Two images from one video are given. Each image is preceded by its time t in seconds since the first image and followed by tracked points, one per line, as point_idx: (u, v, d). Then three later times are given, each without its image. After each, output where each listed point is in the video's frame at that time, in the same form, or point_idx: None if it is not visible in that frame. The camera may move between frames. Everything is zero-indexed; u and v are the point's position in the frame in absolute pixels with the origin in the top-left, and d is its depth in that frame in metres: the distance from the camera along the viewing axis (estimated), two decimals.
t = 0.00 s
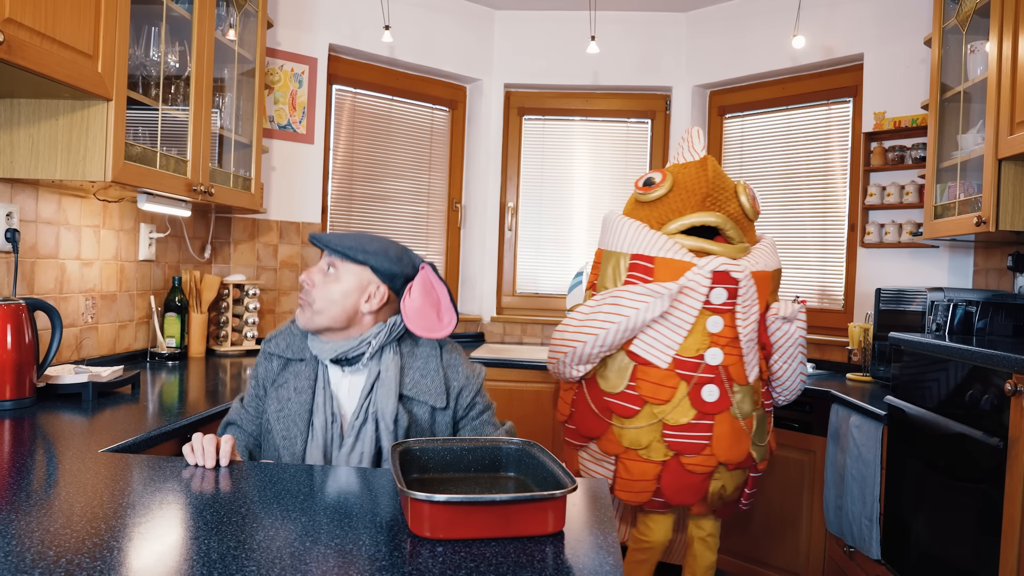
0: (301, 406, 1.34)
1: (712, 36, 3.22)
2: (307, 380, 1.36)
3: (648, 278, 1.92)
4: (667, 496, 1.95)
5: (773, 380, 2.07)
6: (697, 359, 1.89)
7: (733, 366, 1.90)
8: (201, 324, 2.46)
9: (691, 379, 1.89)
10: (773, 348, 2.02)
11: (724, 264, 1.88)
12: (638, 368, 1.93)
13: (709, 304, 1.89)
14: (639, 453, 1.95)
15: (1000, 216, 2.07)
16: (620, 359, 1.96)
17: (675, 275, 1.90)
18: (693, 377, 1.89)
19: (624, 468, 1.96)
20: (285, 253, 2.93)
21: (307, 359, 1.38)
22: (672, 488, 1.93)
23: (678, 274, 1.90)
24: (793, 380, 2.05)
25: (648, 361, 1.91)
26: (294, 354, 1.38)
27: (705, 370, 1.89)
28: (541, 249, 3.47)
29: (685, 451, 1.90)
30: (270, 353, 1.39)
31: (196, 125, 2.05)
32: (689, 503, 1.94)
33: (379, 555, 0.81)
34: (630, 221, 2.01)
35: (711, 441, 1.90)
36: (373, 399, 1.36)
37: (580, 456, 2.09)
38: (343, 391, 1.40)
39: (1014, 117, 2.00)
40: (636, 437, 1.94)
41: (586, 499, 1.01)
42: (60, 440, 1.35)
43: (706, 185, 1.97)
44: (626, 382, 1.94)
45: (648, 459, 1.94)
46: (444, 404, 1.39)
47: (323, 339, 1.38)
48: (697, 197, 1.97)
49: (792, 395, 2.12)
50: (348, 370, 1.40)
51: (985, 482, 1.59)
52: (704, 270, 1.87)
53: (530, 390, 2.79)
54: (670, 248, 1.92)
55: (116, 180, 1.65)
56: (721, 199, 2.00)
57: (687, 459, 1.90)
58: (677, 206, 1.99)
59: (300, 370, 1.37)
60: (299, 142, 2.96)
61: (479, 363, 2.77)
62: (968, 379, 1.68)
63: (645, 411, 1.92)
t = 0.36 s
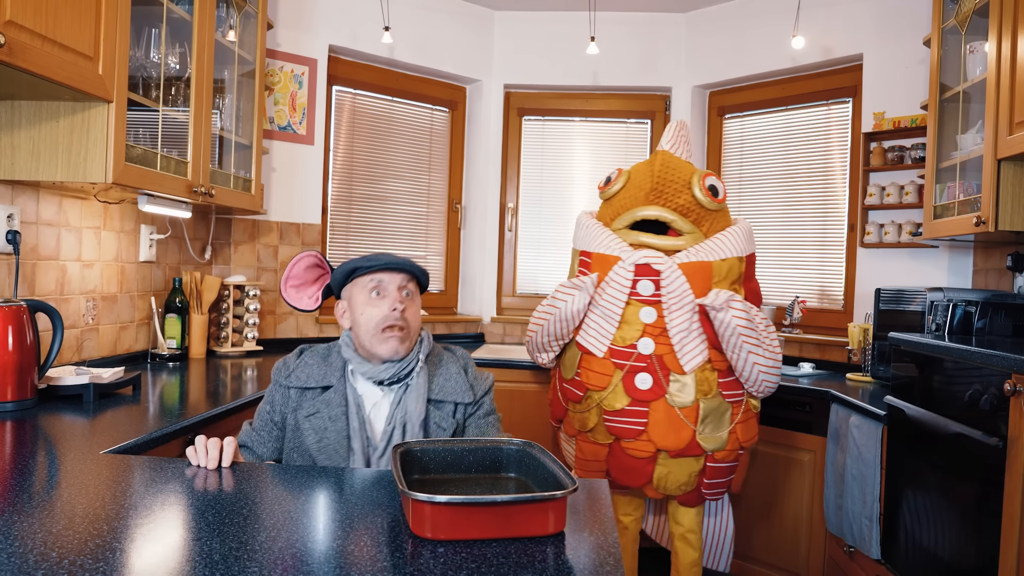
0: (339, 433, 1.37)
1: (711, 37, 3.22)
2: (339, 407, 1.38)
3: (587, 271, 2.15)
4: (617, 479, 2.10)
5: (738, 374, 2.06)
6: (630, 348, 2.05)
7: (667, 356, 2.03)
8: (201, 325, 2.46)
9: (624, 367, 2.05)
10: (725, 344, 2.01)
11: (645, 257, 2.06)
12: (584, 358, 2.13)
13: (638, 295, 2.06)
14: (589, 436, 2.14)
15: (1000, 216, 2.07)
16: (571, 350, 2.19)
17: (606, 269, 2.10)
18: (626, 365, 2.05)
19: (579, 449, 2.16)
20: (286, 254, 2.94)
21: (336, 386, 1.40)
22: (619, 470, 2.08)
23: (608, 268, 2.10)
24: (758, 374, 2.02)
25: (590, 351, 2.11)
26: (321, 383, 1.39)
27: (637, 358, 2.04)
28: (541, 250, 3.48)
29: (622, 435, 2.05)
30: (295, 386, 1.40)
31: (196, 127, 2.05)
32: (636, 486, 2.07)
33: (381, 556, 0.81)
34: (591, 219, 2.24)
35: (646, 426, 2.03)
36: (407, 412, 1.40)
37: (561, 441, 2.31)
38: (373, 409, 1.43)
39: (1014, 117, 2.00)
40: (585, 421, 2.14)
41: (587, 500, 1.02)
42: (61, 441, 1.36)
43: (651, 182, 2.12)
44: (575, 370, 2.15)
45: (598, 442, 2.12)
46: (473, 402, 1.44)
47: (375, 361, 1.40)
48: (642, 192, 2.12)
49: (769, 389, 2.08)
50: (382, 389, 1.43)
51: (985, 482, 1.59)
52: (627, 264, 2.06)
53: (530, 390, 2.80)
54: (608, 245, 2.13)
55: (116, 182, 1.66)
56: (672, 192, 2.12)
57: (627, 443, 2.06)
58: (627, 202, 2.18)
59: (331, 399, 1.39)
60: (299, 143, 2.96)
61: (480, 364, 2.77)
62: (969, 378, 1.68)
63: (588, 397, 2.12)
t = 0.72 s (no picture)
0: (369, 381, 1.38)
1: (711, 37, 3.22)
2: (367, 356, 1.40)
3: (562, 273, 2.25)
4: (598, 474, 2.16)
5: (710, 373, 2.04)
6: (596, 347, 2.10)
7: (629, 356, 2.05)
8: (201, 326, 2.46)
9: (591, 366, 2.11)
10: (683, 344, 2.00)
11: (602, 259, 2.09)
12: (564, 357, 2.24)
13: (600, 296, 2.09)
14: (571, 433, 2.22)
15: (999, 216, 2.07)
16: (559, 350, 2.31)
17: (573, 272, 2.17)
18: (592, 364, 2.11)
19: (564, 446, 2.24)
20: (286, 255, 2.94)
21: (362, 336, 1.41)
22: (597, 466, 2.15)
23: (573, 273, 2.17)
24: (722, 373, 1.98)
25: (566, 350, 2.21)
26: (345, 333, 1.40)
27: (602, 358, 2.09)
28: (541, 250, 3.48)
29: (594, 432, 2.11)
30: (320, 338, 1.40)
31: (196, 129, 2.05)
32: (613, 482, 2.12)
33: (381, 557, 0.81)
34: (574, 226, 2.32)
35: (613, 423, 2.08)
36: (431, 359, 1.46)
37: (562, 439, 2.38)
38: (391, 360, 1.47)
39: (1013, 117, 2.00)
40: (566, 418, 2.22)
41: (587, 500, 1.02)
42: (61, 442, 1.36)
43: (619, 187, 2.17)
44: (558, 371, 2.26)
45: (578, 439, 2.20)
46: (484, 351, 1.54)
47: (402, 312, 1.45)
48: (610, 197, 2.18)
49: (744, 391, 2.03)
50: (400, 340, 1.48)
51: (985, 482, 1.59)
52: (585, 268, 2.11)
53: (530, 390, 2.80)
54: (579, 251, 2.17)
55: (116, 183, 1.66)
56: (636, 197, 2.15)
57: (599, 440, 2.11)
58: (599, 208, 2.23)
59: (358, 348, 1.40)
60: (299, 144, 2.96)
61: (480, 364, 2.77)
62: (968, 378, 1.68)
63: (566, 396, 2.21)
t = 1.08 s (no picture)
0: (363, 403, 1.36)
1: (710, 37, 3.22)
2: (364, 377, 1.38)
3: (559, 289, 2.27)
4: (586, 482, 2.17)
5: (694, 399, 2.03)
6: (585, 358, 2.10)
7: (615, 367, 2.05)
8: (201, 327, 2.46)
9: (579, 377, 2.11)
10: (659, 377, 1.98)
11: (590, 272, 2.09)
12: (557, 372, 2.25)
13: (589, 309, 2.10)
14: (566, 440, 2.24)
15: (998, 216, 2.07)
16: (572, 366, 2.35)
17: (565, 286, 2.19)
18: (581, 374, 2.10)
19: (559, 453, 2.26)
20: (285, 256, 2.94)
21: (359, 356, 1.39)
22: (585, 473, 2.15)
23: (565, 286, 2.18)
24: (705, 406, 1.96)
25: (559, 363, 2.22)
26: (342, 354, 1.38)
27: (590, 368, 2.08)
28: (541, 251, 3.48)
29: (582, 441, 2.12)
30: (315, 358, 1.38)
31: (196, 130, 2.05)
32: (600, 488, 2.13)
33: (381, 558, 0.81)
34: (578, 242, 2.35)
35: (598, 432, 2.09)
36: (432, 381, 1.44)
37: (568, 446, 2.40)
38: (393, 380, 1.45)
39: (1012, 117, 2.00)
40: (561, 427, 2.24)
41: (587, 501, 1.02)
42: (61, 443, 1.36)
43: (614, 204, 2.19)
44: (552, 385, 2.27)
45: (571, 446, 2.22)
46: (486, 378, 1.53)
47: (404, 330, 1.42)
48: (604, 215, 2.20)
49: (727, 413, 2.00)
50: (402, 361, 1.45)
51: (984, 482, 1.59)
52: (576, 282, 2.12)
53: (530, 391, 2.81)
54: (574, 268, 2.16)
55: (115, 184, 1.66)
56: (627, 213, 2.15)
57: (586, 449, 2.12)
58: (596, 224, 2.25)
59: (355, 368, 1.38)
60: (299, 145, 2.96)
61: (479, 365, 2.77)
62: (968, 379, 1.68)
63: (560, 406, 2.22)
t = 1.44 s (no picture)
0: (385, 421, 1.29)
1: (710, 37, 3.22)
2: (388, 393, 1.31)
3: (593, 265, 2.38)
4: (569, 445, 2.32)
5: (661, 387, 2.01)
6: (584, 328, 2.27)
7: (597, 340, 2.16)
8: (200, 327, 2.46)
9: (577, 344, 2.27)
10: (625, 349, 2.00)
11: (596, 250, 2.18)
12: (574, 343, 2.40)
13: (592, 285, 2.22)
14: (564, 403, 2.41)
15: (998, 215, 2.07)
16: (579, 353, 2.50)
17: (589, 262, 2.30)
18: (580, 340, 2.27)
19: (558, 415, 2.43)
20: (285, 257, 2.94)
21: (383, 369, 1.32)
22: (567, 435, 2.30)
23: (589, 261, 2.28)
24: (663, 390, 1.95)
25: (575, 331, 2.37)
26: (366, 367, 1.31)
27: (585, 338, 2.24)
28: (541, 251, 3.48)
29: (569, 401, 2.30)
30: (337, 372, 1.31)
31: (195, 130, 2.05)
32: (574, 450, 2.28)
33: (380, 558, 0.81)
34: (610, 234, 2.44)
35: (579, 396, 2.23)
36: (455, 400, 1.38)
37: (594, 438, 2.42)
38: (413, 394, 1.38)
39: (1012, 117, 2.00)
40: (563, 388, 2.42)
41: (587, 501, 1.02)
42: (60, 443, 1.36)
43: (642, 193, 2.23)
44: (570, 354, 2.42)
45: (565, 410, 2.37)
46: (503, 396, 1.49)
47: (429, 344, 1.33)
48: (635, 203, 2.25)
49: (688, 405, 1.97)
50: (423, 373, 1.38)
51: (985, 482, 1.59)
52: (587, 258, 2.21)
53: (531, 391, 2.81)
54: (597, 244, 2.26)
55: (115, 184, 1.65)
56: (649, 203, 2.18)
57: (570, 409, 2.28)
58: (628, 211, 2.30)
59: (377, 382, 1.31)
60: (299, 146, 2.96)
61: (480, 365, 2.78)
62: (969, 379, 1.68)
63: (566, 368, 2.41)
